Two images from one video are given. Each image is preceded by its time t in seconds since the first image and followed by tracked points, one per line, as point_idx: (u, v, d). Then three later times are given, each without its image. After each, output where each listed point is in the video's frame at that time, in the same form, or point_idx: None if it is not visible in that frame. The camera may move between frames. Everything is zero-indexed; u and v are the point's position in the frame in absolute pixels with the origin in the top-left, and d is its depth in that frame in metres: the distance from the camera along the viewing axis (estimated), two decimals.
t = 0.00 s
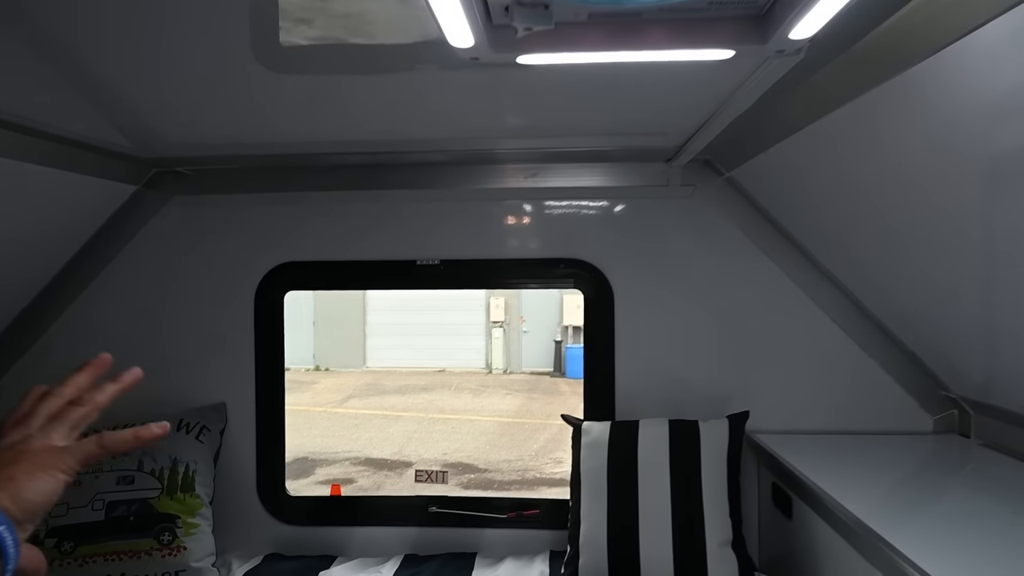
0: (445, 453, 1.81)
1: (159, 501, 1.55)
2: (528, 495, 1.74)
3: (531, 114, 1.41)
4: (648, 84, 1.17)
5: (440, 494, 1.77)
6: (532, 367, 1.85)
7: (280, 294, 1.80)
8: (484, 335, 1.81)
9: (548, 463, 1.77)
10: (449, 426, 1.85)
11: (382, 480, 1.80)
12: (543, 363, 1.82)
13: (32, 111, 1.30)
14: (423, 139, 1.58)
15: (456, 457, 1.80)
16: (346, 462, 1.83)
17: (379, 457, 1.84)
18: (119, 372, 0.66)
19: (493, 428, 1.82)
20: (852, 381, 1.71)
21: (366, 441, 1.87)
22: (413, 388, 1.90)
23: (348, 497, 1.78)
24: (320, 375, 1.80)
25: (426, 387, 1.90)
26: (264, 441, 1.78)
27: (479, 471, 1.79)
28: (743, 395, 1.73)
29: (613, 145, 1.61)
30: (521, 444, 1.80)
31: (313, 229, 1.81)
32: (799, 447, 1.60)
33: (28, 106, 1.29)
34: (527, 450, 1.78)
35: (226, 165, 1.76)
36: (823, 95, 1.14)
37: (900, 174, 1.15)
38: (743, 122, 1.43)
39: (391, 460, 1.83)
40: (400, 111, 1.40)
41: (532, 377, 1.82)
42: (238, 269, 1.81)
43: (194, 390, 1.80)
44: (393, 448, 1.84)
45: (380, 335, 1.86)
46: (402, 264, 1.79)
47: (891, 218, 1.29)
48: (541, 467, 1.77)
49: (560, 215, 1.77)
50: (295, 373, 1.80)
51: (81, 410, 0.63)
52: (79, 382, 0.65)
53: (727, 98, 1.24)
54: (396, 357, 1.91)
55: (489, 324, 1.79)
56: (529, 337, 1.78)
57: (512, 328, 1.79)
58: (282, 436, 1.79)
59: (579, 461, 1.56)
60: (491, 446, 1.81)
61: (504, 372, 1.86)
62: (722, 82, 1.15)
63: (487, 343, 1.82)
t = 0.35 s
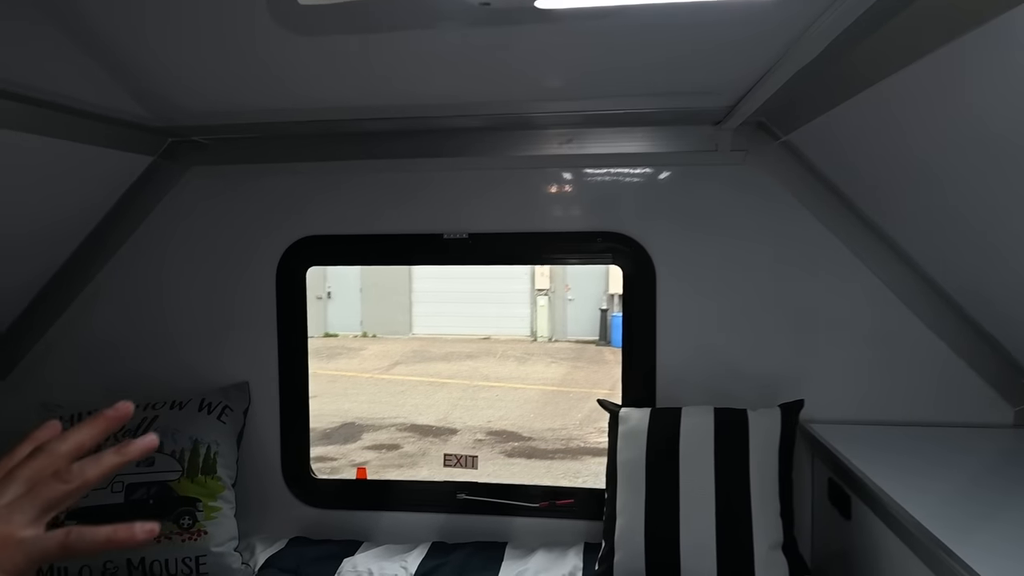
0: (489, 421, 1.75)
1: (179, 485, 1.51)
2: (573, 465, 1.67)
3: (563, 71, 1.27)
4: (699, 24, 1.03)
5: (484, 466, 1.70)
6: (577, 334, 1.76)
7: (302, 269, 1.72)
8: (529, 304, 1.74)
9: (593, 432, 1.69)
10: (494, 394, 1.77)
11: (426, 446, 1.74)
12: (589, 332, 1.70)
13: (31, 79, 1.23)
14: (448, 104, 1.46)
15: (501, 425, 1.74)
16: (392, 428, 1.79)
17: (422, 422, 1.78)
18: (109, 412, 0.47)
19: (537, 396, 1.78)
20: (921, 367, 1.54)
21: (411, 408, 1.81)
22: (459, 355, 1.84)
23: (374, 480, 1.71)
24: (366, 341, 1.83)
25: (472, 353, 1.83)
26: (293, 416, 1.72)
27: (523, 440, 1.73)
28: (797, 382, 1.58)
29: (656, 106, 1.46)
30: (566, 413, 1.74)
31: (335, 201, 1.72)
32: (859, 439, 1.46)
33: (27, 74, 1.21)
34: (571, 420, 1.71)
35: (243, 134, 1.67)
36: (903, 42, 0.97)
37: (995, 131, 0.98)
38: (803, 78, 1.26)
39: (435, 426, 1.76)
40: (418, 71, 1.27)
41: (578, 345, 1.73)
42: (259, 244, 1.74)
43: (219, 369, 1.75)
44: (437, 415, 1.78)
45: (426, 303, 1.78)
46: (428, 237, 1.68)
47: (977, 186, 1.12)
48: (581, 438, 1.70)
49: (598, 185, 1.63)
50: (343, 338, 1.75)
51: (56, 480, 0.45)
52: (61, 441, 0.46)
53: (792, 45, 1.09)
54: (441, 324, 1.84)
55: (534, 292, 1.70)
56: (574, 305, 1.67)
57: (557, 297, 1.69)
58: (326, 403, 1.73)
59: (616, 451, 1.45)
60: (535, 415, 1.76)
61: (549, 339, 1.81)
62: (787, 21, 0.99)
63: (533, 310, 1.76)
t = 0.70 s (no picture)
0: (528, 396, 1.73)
1: (198, 465, 1.48)
2: (613, 442, 1.61)
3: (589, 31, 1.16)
4: None
5: (526, 439, 1.66)
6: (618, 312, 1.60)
7: (323, 246, 1.67)
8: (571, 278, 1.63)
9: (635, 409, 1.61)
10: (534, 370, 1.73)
11: (466, 421, 1.70)
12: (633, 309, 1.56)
13: (33, 49, 1.18)
14: (469, 72, 1.38)
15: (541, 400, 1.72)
16: (432, 403, 1.78)
17: (464, 397, 1.75)
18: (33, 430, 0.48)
19: (578, 372, 1.73)
20: (982, 356, 1.42)
21: (453, 382, 1.78)
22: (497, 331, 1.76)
23: (396, 463, 1.67)
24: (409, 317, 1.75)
25: (512, 329, 1.75)
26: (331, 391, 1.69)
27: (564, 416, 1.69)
28: (842, 369, 1.48)
29: (692, 70, 1.35)
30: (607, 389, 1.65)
31: (356, 176, 1.66)
32: (911, 432, 1.34)
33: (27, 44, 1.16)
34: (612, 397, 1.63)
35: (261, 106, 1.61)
36: None
37: None
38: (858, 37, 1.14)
39: (476, 401, 1.74)
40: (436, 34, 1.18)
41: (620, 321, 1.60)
42: (280, 220, 1.69)
43: (242, 347, 1.73)
44: (478, 390, 1.75)
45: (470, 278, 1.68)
46: (451, 213, 1.61)
47: None
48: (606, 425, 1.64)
49: (634, 158, 1.53)
50: (386, 311, 1.71)
51: None
52: None
53: None
54: (486, 299, 1.70)
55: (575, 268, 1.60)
56: (619, 282, 1.56)
57: (600, 273, 1.58)
58: (369, 375, 1.73)
59: (644, 439, 1.37)
60: (576, 390, 1.72)
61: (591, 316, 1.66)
62: None
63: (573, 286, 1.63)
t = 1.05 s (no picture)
0: (556, 373, 1.80)
1: (217, 443, 1.48)
2: (641, 421, 1.58)
3: None
4: None
5: (551, 416, 1.68)
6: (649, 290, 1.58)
7: (340, 224, 1.64)
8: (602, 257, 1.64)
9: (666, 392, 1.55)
10: (564, 347, 1.87)
11: (495, 396, 1.74)
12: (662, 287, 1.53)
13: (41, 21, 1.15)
14: (487, 43, 1.32)
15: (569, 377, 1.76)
16: (461, 377, 1.81)
17: (491, 372, 1.80)
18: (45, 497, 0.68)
19: (606, 351, 1.76)
20: None
21: (480, 357, 1.82)
22: (527, 309, 1.85)
23: (415, 444, 1.66)
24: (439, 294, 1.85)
25: (541, 307, 1.84)
26: (362, 367, 1.71)
27: (593, 394, 1.69)
28: (875, 355, 1.41)
29: (722, 40, 1.28)
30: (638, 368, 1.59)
31: (374, 153, 1.62)
32: (945, 421, 1.28)
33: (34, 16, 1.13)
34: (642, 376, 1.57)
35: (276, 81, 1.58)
36: None
37: None
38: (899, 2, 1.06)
39: (503, 377, 1.81)
40: None
41: (650, 300, 1.56)
42: (297, 196, 1.67)
43: (261, 325, 1.72)
44: (506, 366, 1.82)
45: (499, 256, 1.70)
46: (470, 191, 1.57)
47: None
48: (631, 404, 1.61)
49: (661, 133, 1.46)
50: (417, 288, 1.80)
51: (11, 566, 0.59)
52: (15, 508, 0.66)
53: None
54: (513, 275, 1.75)
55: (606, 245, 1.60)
56: (648, 260, 1.54)
57: (630, 251, 1.57)
58: (400, 350, 1.79)
59: (666, 424, 1.34)
60: (601, 368, 1.73)
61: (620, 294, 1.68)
62: None
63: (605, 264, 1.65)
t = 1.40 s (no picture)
0: (587, 359, 1.59)
1: (248, 431, 1.52)
2: (672, 409, 1.53)
3: None
4: None
5: (580, 403, 1.60)
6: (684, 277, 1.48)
7: (367, 217, 1.66)
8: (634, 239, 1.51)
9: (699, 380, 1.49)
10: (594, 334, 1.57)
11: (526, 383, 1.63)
12: (700, 272, 1.47)
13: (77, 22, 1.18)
14: (515, 36, 1.31)
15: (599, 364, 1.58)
16: (491, 363, 1.66)
17: (523, 358, 1.64)
18: None
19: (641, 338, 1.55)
20: None
21: (512, 343, 1.64)
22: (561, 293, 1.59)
23: (441, 434, 1.68)
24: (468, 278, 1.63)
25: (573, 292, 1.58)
26: (393, 350, 1.71)
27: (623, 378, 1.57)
28: (906, 353, 1.38)
29: (755, 31, 1.25)
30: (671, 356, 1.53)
31: (402, 146, 1.63)
32: (980, 423, 1.25)
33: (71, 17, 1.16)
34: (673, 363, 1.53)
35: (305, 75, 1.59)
36: None
37: None
38: None
39: (533, 363, 1.63)
40: None
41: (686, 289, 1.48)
42: (326, 189, 1.68)
43: (291, 315, 1.75)
44: (537, 351, 1.62)
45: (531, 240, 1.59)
46: (496, 184, 1.57)
47: None
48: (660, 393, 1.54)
49: (695, 124, 1.44)
50: (448, 274, 1.65)
51: None
52: None
53: None
54: (543, 262, 1.59)
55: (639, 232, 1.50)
56: (683, 245, 1.47)
57: (663, 236, 1.48)
58: (432, 335, 1.69)
59: (691, 421, 1.33)
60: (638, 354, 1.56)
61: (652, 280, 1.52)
62: None
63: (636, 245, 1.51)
